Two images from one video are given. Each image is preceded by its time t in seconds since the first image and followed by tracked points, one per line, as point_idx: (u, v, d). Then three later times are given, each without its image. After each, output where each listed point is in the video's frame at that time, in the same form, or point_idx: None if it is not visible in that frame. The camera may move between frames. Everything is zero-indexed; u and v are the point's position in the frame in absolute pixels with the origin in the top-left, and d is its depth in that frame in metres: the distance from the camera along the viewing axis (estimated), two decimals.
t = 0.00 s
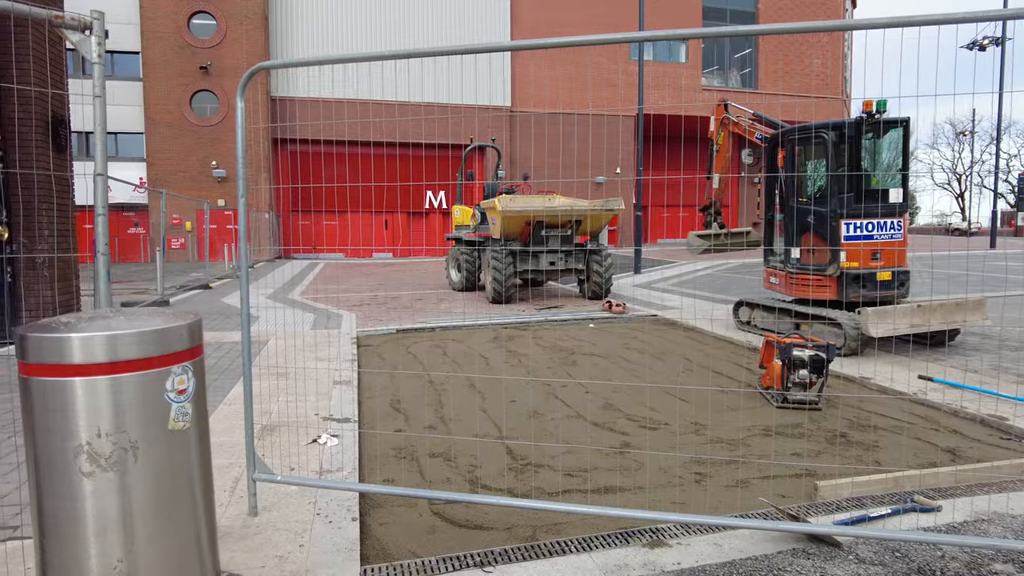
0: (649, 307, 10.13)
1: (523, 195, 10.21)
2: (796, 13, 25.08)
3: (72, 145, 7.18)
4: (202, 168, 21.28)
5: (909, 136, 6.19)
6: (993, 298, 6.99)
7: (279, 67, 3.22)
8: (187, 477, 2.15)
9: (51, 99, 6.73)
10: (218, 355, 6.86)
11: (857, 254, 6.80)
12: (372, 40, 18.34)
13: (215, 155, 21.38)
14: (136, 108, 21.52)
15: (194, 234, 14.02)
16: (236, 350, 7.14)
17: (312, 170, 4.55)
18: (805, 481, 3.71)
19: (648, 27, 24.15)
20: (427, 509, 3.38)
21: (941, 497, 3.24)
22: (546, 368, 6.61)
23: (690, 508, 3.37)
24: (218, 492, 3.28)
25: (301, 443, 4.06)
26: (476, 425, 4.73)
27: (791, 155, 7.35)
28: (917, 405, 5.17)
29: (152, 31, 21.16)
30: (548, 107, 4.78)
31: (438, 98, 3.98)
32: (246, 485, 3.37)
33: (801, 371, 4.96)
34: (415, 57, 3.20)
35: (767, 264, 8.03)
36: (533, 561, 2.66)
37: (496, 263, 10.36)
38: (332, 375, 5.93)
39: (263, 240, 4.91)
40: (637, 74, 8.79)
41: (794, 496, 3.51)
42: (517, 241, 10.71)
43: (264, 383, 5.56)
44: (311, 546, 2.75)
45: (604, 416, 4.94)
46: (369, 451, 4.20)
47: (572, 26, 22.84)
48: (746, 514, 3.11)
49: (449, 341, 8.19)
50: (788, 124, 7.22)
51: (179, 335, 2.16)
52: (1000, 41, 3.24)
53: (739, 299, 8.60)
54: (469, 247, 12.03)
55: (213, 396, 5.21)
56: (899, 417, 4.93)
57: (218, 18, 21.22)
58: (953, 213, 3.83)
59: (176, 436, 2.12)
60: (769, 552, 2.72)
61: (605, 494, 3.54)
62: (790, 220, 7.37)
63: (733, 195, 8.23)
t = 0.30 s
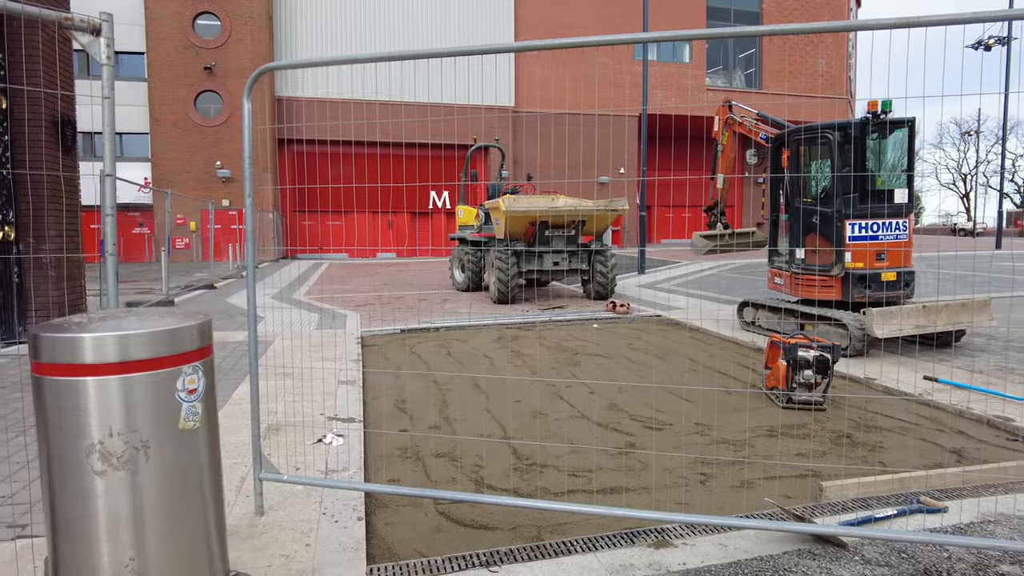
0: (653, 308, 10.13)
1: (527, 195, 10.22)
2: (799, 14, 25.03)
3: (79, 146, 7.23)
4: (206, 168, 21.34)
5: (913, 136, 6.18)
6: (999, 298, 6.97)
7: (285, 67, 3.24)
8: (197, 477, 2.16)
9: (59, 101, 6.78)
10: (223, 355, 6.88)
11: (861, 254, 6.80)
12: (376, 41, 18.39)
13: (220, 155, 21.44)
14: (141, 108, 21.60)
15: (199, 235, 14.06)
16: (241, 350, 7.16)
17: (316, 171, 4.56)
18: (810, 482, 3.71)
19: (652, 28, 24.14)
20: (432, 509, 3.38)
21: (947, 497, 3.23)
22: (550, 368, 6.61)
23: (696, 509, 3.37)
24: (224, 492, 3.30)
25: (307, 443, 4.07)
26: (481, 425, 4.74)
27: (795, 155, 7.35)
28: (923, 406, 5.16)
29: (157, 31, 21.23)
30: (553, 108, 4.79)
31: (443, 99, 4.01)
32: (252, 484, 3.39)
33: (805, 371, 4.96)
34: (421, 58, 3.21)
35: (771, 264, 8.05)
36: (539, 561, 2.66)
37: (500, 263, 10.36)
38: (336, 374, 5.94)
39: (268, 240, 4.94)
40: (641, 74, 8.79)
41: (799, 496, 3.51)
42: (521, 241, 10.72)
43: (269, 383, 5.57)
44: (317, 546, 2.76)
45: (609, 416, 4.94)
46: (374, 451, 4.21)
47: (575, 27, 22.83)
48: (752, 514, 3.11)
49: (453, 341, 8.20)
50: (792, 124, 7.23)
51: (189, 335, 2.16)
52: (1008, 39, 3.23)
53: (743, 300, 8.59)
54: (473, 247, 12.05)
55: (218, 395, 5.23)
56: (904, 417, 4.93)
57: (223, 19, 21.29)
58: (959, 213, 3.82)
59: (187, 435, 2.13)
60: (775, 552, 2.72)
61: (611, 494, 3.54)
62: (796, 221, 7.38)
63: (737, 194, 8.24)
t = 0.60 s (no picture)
0: (657, 308, 10.12)
1: (531, 195, 10.23)
2: (803, 14, 24.97)
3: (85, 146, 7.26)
4: (211, 169, 21.40)
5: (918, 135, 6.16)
6: (1004, 299, 6.95)
7: (290, 68, 3.25)
8: (205, 477, 2.17)
9: (66, 102, 6.81)
10: (228, 355, 6.90)
11: (865, 255, 6.79)
12: (380, 41, 18.42)
13: (224, 155, 21.50)
14: (146, 109, 21.68)
15: (203, 235, 14.10)
16: (246, 350, 7.18)
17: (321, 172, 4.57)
18: (815, 483, 3.70)
19: (656, 28, 24.11)
20: (437, 508, 3.39)
21: (952, 498, 3.22)
22: (554, 369, 6.61)
23: (700, 509, 3.37)
24: (230, 491, 3.31)
25: (312, 443, 4.08)
26: (485, 425, 4.74)
27: (800, 156, 7.33)
28: (928, 406, 5.14)
29: (161, 32, 21.29)
30: (558, 108, 4.79)
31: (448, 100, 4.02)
32: (258, 484, 3.40)
33: (810, 372, 4.96)
34: (425, 59, 3.22)
35: (775, 265, 8.02)
36: (543, 561, 2.67)
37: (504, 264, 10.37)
38: (341, 374, 5.95)
39: (272, 240, 4.95)
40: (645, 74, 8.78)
41: (804, 497, 3.50)
42: (525, 241, 10.73)
43: (275, 383, 5.59)
44: (322, 545, 2.77)
45: (613, 417, 4.94)
46: (379, 451, 4.22)
47: (579, 26, 22.82)
48: (756, 515, 3.11)
49: (457, 341, 8.21)
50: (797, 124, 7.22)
51: (197, 336, 2.17)
52: (1014, 38, 3.22)
53: (747, 300, 8.58)
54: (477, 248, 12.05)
55: (224, 395, 5.25)
56: (909, 418, 4.91)
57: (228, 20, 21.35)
58: (964, 213, 3.81)
59: (195, 435, 2.14)
60: (779, 553, 2.72)
61: (615, 494, 3.54)
62: (801, 222, 7.37)
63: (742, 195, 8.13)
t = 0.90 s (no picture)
0: (659, 309, 10.11)
1: (533, 196, 10.24)
2: (806, 14, 24.91)
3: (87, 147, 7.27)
4: (213, 169, 21.42)
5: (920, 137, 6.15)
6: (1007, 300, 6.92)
7: (290, 71, 3.26)
8: (201, 482, 2.17)
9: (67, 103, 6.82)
10: (229, 356, 6.91)
11: (867, 256, 6.78)
12: (382, 41, 18.44)
13: (226, 156, 21.51)
14: (148, 110, 21.72)
15: (206, 235, 14.12)
16: (247, 351, 7.18)
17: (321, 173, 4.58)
18: (816, 485, 3.69)
19: (659, 29, 24.09)
20: (436, 510, 3.38)
21: (953, 501, 3.21)
22: (555, 370, 6.61)
23: (700, 511, 3.37)
24: (229, 493, 3.31)
25: (312, 444, 4.09)
26: (485, 426, 4.74)
27: (801, 157, 7.32)
28: (929, 408, 5.13)
29: (164, 33, 21.34)
30: (559, 109, 4.78)
31: (449, 101, 4.02)
32: (257, 485, 3.40)
33: (811, 373, 4.96)
34: (425, 61, 3.22)
35: (776, 266, 8.01)
36: (542, 564, 2.66)
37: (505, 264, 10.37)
38: (341, 375, 5.96)
39: (273, 241, 4.95)
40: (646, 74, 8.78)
41: (805, 499, 3.49)
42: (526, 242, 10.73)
43: (275, 384, 5.60)
44: (321, 547, 2.77)
45: (614, 418, 4.93)
46: (379, 452, 4.22)
47: (580, 27, 22.80)
48: (756, 517, 3.11)
49: (459, 342, 8.21)
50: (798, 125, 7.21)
51: (193, 339, 2.17)
52: (1015, 38, 3.21)
53: (749, 301, 8.57)
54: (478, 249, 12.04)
55: (224, 396, 5.26)
56: (911, 420, 4.90)
57: (230, 21, 21.39)
58: (967, 213, 3.79)
59: (191, 439, 2.14)
60: (779, 556, 2.71)
61: (615, 496, 3.53)
62: (802, 222, 7.38)
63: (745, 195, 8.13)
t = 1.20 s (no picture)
0: (660, 309, 10.10)
1: (534, 196, 10.24)
2: (806, 14, 24.88)
3: (88, 147, 7.27)
4: (213, 169, 21.39)
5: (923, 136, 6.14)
6: (1009, 300, 6.91)
7: (292, 69, 3.25)
8: (207, 482, 2.15)
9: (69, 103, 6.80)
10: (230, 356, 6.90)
11: (869, 256, 6.77)
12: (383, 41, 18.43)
13: (227, 156, 21.48)
14: (149, 110, 21.71)
15: (206, 236, 14.11)
16: (248, 351, 7.17)
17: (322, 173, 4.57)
18: (820, 485, 3.67)
19: (659, 28, 24.07)
20: (440, 511, 3.37)
21: (959, 501, 3.19)
22: (558, 370, 6.60)
23: (705, 512, 3.35)
24: (232, 493, 3.30)
25: (314, 444, 4.08)
26: (488, 427, 4.73)
27: (803, 156, 7.32)
28: (933, 408, 5.12)
29: (164, 33, 21.33)
30: (560, 109, 4.77)
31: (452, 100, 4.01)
32: (260, 486, 3.39)
33: (814, 372, 4.95)
34: (427, 59, 3.21)
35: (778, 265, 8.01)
36: (547, 565, 2.64)
37: (506, 264, 10.36)
38: (343, 375, 5.94)
39: (274, 241, 4.94)
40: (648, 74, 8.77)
41: (810, 500, 3.48)
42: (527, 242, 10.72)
43: (277, 384, 5.59)
44: (325, 548, 2.75)
45: (617, 418, 4.91)
46: (381, 452, 4.21)
47: (581, 27, 22.80)
48: (761, 518, 3.09)
49: (460, 342, 8.20)
50: (800, 125, 7.21)
51: (198, 339, 2.16)
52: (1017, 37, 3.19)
53: (751, 301, 8.55)
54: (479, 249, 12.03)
55: (226, 396, 5.25)
56: (915, 420, 4.88)
57: (230, 21, 21.38)
58: (968, 213, 3.77)
59: (196, 439, 2.13)
60: (785, 557, 2.69)
61: (619, 497, 3.52)
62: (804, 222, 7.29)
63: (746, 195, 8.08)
